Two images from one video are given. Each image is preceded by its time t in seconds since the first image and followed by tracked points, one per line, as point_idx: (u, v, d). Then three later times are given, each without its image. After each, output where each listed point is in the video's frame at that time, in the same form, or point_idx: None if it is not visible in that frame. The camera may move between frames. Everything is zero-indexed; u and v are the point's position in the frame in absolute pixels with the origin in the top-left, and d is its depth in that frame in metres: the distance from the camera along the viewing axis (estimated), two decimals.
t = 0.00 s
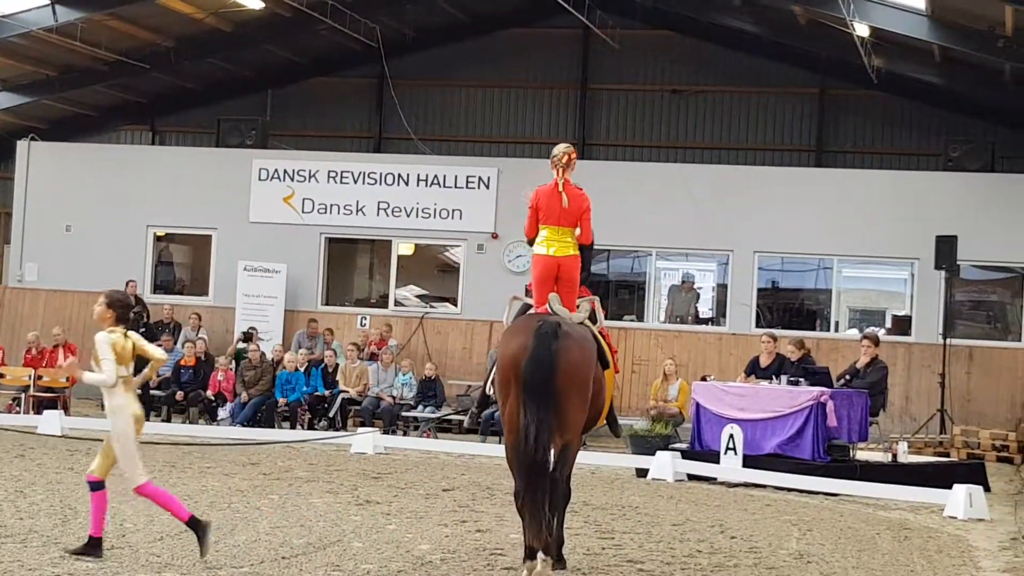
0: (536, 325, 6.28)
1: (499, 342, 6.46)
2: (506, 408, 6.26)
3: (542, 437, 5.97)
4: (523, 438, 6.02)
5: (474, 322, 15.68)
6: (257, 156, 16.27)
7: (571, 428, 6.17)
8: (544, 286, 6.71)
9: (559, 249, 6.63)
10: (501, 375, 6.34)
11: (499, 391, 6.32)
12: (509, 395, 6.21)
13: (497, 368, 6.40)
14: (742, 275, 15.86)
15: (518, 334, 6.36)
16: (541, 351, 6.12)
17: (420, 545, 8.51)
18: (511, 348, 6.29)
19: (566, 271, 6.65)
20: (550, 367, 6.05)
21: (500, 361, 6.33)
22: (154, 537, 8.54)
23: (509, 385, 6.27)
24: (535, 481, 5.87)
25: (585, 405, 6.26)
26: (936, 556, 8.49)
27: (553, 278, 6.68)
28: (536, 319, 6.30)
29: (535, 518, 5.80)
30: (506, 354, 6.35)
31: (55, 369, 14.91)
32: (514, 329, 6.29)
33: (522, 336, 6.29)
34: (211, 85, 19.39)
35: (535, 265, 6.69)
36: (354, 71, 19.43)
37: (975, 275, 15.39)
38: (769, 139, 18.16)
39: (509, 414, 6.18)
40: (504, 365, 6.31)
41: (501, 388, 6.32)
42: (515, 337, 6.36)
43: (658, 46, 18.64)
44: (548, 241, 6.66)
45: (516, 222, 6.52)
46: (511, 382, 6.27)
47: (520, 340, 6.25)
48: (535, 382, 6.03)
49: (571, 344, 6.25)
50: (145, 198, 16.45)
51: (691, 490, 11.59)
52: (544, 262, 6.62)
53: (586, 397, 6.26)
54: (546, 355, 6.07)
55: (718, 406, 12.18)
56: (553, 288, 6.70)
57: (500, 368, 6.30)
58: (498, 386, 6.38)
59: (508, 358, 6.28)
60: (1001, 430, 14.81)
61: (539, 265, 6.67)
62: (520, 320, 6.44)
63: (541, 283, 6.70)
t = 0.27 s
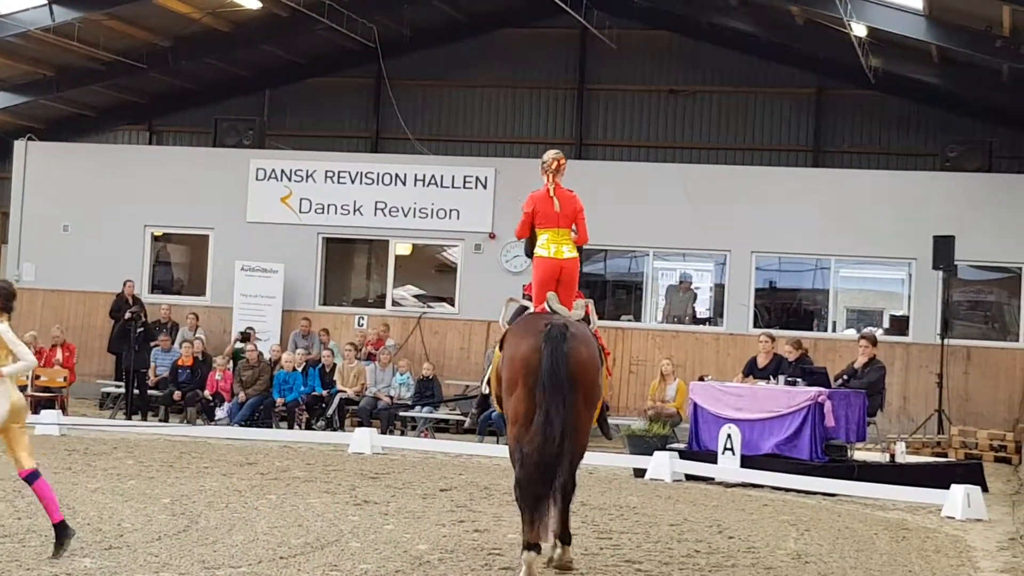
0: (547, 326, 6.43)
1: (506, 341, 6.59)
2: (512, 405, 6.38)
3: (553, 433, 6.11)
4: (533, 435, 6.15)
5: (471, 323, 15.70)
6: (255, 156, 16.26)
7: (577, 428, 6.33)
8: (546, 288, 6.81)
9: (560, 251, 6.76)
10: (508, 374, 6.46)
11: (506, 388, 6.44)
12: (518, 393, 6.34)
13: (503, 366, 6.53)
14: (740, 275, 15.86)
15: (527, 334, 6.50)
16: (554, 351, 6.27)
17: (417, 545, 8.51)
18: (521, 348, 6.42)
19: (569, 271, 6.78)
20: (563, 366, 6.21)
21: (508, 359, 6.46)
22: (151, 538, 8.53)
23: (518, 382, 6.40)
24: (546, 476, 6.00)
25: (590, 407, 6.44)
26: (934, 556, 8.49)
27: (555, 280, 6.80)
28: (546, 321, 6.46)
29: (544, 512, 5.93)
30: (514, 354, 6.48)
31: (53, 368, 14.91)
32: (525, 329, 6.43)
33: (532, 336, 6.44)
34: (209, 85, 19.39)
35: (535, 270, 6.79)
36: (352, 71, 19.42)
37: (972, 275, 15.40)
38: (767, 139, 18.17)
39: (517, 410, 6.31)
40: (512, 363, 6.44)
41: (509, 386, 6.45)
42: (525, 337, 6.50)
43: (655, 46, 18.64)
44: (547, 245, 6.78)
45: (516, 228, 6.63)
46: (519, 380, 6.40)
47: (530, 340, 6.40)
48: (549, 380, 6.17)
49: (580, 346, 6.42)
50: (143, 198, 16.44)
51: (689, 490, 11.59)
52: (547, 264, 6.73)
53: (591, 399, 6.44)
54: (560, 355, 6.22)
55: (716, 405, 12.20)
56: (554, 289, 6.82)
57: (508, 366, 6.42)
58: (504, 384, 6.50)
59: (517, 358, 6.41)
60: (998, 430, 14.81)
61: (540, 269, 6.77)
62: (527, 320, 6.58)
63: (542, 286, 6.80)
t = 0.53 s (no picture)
0: (552, 329, 6.57)
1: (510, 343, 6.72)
2: (518, 406, 6.52)
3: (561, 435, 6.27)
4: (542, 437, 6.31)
5: (468, 322, 15.66)
6: (251, 156, 16.25)
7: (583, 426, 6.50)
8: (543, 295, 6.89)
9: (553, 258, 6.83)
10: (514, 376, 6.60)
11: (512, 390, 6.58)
12: (525, 394, 6.48)
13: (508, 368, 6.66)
14: (737, 273, 15.87)
15: (531, 336, 6.64)
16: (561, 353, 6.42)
17: (415, 544, 8.51)
18: (527, 351, 6.56)
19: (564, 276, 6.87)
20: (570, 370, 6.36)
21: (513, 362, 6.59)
22: (149, 538, 8.54)
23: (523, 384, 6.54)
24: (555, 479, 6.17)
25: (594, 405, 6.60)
26: (931, 552, 8.50)
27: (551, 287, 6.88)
28: (550, 323, 6.59)
29: (554, 513, 6.11)
30: (519, 355, 6.62)
31: (51, 370, 14.91)
32: (530, 332, 6.57)
33: (537, 339, 6.57)
34: (205, 85, 19.38)
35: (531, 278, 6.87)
36: (348, 71, 19.42)
37: (969, 272, 15.41)
38: (763, 137, 18.17)
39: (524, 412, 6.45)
40: (518, 365, 6.57)
41: (515, 387, 6.59)
42: (530, 339, 6.63)
43: (652, 45, 18.64)
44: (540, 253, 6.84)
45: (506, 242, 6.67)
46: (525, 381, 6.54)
47: (536, 343, 6.53)
48: (556, 383, 6.32)
49: (584, 347, 6.58)
50: (140, 199, 16.43)
51: (687, 488, 11.59)
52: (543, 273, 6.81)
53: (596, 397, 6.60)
54: (566, 358, 6.37)
55: (713, 403, 12.20)
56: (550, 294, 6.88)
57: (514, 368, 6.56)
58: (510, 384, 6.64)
59: (523, 360, 6.55)
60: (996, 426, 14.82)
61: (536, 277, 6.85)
62: (530, 322, 6.71)
63: (538, 292, 6.87)
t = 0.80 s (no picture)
0: (552, 319, 6.73)
1: (514, 337, 6.89)
2: (527, 398, 6.69)
3: (569, 421, 6.44)
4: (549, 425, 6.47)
5: (470, 320, 15.70)
6: (252, 155, 16.24)
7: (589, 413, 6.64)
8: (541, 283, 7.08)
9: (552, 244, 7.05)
10: (519, 369, 6.77)
11: (518, 383, 6.75)
12: (532, 386, 6.65)
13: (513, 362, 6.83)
14: (739, 269, 15.86)
15: (533, 329, 6.80)
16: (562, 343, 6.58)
17: (419, 542, 8.52)
18: (530, 343, 6.72)
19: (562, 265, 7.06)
20: (572, 358, 6.52)
21: (517, 355, 6.76)
22: (153, 538, 8.54)
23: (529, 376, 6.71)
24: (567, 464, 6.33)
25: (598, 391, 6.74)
26: (934, 547, 8.51)
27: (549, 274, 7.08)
28: (550, 314, 6.76)
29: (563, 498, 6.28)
30: (522, 348, 6.79)
31: (53, 369, 14.93)
32: (531, 324, 6.73)
33: (538, 331, 6.74)
34: (206, 84, 19.38)
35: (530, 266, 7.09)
36: (349, 69, 19.41)
37: (971, 266, 15.41)
38: (764, 132, 18.16)
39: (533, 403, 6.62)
40: (522, 358, 6.74)
41: (520, 378, 6.76)
42: (531, 332, 6.80)
43: (652, 41, 18.62)
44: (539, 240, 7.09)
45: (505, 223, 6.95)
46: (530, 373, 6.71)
47: (538, 335, 6.70)
48: (560, 371, 6.50)
49: (586, 336, 6.73)
50: (141, 198, 16.42)
51: (690, 484, 11.60)
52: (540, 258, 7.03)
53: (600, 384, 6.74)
54: (568, 346, 6.53)
55: (715, 399, 12.20)
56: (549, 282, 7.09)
57: (519, 361, 6.73)
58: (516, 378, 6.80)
59: (526, 352, 6.72)
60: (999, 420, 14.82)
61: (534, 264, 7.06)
62: (531, 315, 6.87)
63: (537, 282, 7.07)
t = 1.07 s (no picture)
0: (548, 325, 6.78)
1: (510, 343, 6.93)
2: (524, 403, 6.73)
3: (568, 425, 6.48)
4: (546, 429, 6.50)
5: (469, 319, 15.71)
6: (250, 156, 16.23)
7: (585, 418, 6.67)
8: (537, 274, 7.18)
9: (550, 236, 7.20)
10: (515, 374, 6.81)
11: (515, 389, 6.78)
12: (529, 391, 6.69)
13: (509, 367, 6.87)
14: (738, 266, 15.86)
15: (530, 335, 6.85)
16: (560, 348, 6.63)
17: (420, 541, 8.53)
18: (526, 349, 6.77)
19: (559, 257, 7.20)
20: (569, 362, 6.56)
21: (513, 360, 6.81)
22: (153, 539, 8.56)
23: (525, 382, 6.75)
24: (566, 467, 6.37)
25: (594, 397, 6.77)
26: (934, 543, 8.51)
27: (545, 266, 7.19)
28: (547, 320, 6.81)
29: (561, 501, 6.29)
30: (519, 353, 6.83)
31: (53, 371, 14.94)
32: (528, 330, 6.78)
33: (535, 336, 6.79)
34: (203, 85, 19.36)
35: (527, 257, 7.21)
36: (346, 69, 19.40)
37: (969, 261, 15.41)
38: (761, 130, 18.18)
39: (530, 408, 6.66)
40: (519, 363, 6.78)
41: (516, 384, 6.79)
42: (528, 337, 6.85)
43: (649, 38, 18.61)
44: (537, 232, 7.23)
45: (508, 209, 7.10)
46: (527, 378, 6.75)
47: (535, 340, 6.75)
48: (559, 376, 6.54)
49: (582, 342, 6.77)
50: (139, 200, 16.39)
51: (690, 481, 11.62)
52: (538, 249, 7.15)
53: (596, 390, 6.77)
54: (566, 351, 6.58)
55: (714, 396, 12.21)
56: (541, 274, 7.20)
57: (516, 367, 6.77)
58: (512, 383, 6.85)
59: (523, 357, 6.76)
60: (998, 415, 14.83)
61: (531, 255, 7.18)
62: (526, 321, 6.93)
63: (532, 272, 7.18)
